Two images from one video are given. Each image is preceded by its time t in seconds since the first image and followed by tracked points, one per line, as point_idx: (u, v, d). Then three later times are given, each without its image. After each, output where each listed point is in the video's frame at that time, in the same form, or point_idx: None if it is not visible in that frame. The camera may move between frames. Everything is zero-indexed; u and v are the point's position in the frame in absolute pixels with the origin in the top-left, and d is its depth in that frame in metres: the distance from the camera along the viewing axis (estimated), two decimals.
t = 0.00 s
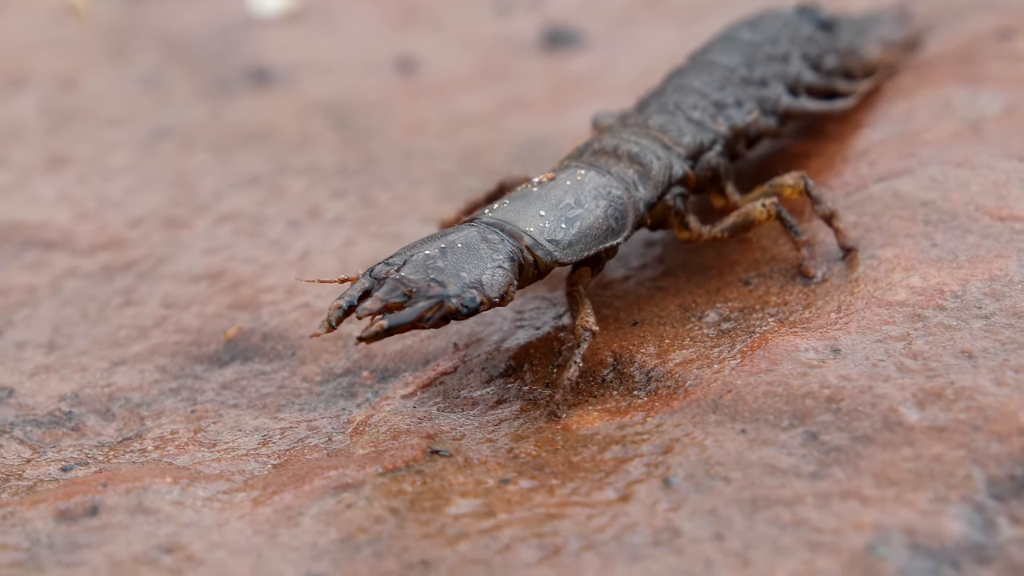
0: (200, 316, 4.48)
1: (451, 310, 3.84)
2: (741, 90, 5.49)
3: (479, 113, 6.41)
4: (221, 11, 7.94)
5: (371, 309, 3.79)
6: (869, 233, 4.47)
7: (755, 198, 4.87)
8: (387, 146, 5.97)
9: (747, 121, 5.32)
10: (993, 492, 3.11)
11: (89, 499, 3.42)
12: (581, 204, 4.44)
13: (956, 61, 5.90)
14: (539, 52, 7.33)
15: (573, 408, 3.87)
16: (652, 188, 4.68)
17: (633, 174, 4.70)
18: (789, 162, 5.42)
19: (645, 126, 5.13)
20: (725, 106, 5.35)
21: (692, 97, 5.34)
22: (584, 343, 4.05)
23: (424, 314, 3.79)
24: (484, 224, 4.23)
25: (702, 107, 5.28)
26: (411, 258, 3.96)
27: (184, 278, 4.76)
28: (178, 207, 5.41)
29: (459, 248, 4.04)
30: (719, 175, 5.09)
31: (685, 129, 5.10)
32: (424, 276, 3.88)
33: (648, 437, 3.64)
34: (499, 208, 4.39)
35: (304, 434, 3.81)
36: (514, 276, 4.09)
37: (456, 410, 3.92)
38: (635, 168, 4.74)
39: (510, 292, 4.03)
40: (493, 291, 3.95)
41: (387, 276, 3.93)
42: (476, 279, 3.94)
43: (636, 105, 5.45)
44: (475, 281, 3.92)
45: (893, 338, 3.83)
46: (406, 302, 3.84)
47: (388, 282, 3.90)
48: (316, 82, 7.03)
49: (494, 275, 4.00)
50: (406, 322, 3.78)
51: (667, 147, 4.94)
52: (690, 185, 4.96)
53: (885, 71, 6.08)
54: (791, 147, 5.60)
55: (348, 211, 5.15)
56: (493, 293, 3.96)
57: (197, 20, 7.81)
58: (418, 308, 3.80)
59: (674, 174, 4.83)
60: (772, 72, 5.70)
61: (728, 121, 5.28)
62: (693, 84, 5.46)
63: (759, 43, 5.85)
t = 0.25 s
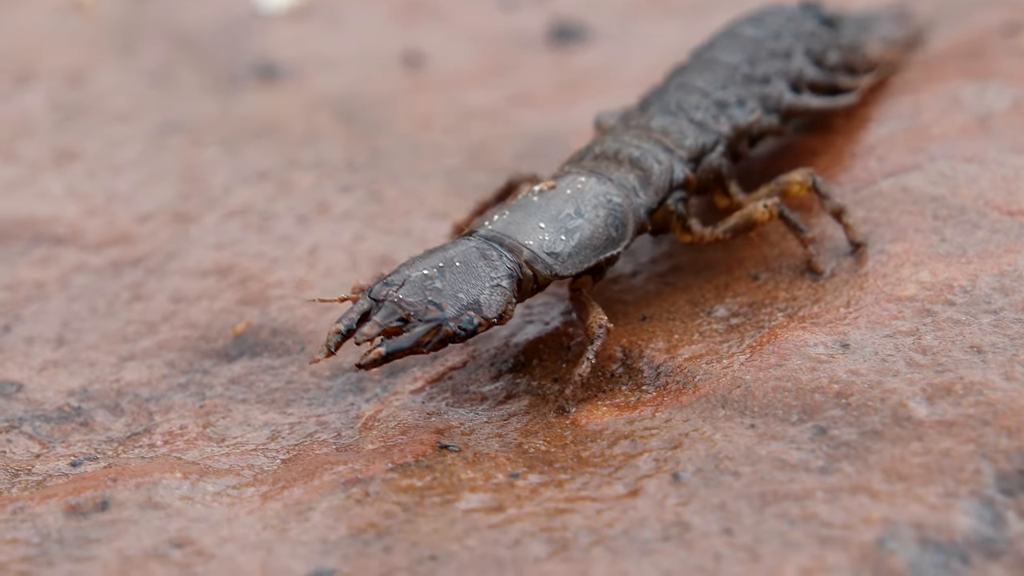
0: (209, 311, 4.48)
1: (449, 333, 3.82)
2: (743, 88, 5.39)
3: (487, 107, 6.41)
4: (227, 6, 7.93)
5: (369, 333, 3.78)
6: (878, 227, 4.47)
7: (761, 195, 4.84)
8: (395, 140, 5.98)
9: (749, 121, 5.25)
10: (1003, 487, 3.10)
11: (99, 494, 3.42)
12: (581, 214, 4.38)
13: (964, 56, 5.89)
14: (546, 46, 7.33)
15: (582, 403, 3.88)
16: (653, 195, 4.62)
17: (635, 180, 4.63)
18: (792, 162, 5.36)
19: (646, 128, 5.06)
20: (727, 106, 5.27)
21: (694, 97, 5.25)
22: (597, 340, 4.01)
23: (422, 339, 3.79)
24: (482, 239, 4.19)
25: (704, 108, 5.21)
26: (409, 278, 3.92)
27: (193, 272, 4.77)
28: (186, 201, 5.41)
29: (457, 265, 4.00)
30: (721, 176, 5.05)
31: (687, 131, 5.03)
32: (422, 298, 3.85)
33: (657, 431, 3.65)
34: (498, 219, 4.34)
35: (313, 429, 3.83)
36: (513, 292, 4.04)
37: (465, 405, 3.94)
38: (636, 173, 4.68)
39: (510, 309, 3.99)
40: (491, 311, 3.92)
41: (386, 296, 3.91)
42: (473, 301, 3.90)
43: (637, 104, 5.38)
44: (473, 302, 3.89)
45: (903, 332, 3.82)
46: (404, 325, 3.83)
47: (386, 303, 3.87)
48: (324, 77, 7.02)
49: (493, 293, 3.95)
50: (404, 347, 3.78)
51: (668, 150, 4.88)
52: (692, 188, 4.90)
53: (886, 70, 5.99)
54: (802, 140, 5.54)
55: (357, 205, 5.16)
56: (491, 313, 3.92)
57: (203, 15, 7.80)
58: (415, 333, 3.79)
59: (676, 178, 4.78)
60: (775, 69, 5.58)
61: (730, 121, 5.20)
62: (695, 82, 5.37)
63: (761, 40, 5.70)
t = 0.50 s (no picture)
0: (217, 307, 4.48)
1: (445, 352, 3.78)
2: (745, 87, 5.35)
3: (495, 102, 6.40)
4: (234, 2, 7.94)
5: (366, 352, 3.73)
6: (887, 222, 4.46)
7: (768, 193, 4.86)
8: (404, 135, 5.98)
9: (751, 121, 5.20)
10: (1012, 481, 3.10)
11: (108, 489, 3.42)
12: (581, 223, 4.32)
13: (972, 51, 5.88)
14: (553, 41, 7.33)
15: (592, 398, 3.88)
16: (653, 202, 4.58)
17: (635, 186, 4.57)
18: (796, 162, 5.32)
19: (648, 129, 5.02)
20: (730, 106, 5.22)
21: (696, 97, 5.21)
22: (608, 335, 4.03)
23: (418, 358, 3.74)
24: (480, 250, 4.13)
25: (706, 108, 5.16)
26: (407, 293, 3.89)
27: (201, 268, 4.77)
28: (193, 197, 5.42)
29: (455, 279, 3.95)
30: (724, 177, 4.99)
31: (689, 133, 4.99)
32: (419, 315, 3.81)
33: (667, 426, 3.65)
34: (497, 228, 4.27)
35: (322, 424, 3.83)
36: (510, 307, 3.99)
37: (474, 401, 3.95)
38: (636, 177, 4.64)
39: (508, 324, 3.95)
40: (488, 327, 3.87)
41: (383, 311, 3.87)
42: (471, 317, 3.86)
43: (638, 105, 5.33)
44: (470, 318, 3.85)
45: (912, 327, 3.82)
46: (401, 343, 3.79)
47: (384, 319, 3.83)
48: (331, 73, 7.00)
49: (490, 309, 3.91)
50: (401, 366, 3.73)
51: (670, 152, 4.84)
52: (693, 192, 4.86)
53: (886, 65, 5.92)
54: (808, 134, 5.57)
55: (365, 201, 5.16)
56: (488, 329, 3.88)
57: (210, 10, 7.80)
58: (411, 352, 3.75)
59: (677, 181, 4.74)
60: (776, 66, 5.54)
61: (733, 122, 5.15)
62: (696, 81, 5.33)
63: (762, 36, 5.66)
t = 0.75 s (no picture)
0: (226, 301, 4.48)
1: (444, 362, 3.72)
2: (748, 88, 5.26)
3: (504, 97, 6.39)
4: None
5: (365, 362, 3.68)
6: (895, 217, 4.46)
7: (774, 192, 4.80)
8: (412, 131, 5.97)
9: (754, 123, 5.11)
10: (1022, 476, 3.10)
11: (118, 484, 3.43)
12: (581, 229, 4.28)
13: (981, 46, 5.86)
14: (562, 36, 7.32)
15: (601, 393, 3.88)
16: (653, 206, 4.53)
17: (635, 190, 4.52)
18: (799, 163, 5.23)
19: (650, 131, 4.93)
20: (733, 107, 5.13)
21: (698, 98, 5.12)
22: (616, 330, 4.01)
23: (417, 368, 3.68)
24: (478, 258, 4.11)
25: (709, 110, 5.07)
26: (406, 301, 3.83)
27: (210, 263, 4.77)
28: (201, 192, 5.42)
29: (454, 288, 3.90)
30: (726, 180, 4.91)
31: (691, 135, 4.90)
32: (418, 324, 3.76)
33: (675, 421, 3.65)
34: (497, 235, 4.23)
35: (330, 419, 3.82)
36: (510, 315, 3.94)
37: (483, 396, 3.95)
38: (637, 180, 4.57)
39: (507, 333, 3.90)
40: (487, 337, 3.81)
41: (382, 320, 3.81)
42: (470, 325, 3.80)
43: (639, 106, 5.24)
44: (469, 328, 3.79)
45: (920, 322, 3.82)
46: (400, 352, 3.73)
47: (383, 327, 3.78)
48: (339, 68, 6.98)
49: (489, 319, 3.85)
50: (400, 377, 3.67)
51: (672, 156, 4.76)
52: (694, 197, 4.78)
53: (887, 61, 5.84)
54: (821, 129, 5.48)
55: (373, 195, 5.16)
56: (488, 338, 3.82)
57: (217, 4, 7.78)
58: (410, 362, 3.69)
59: (677, 185, 4.67)
60: (779, 66, 5.45)
61: (735, 124, 5.07)
62: (698, 82, 5.24)
63: (765, 35, 5.58)
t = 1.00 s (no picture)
0: (234, 296, 4.49)
1: (444, 367, 3.66)
2: (749, 87, 5.19)
3: (512, 93, 6.37)
4: None
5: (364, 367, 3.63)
6: (904, 212, 4.45)
7: (780, 190, 4.75)
8: (420, 126, 5.96)
9: (756, 123, 5.05)
10: None
11: (127, 479, 3.42)
12: (581, 230, 4.20)
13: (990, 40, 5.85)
14: (570, 33, 7.33)
15: (611, 388, 3.87)
16: (653, 206, 4.46)
17: (634, 191, 4.45)
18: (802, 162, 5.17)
19: (650, 131, 4.86)
20: (734, 107, 5.06)
21: (700, 98, 5.04)
22: (624, 324, 4.00)
23: (417, 373, 3.62)
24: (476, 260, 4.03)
25: (710, 109, 4.99)
26: (405, 305, 3.76)
27: (217, 257, 4.78)
28: (209, 186, 5.42)
29: (453, 292, 3.82)
30: (729, 180, 4.84)
31: (692, 136, 4.83)
32: (417, 328, 3.69)
33: (684, 416, 3.64)
34: (495, 238, 4.15)
35: (339, 414, 3.82)
36: (510, 319, 3.86)
37: (491, 390, 3.95)
38: (637, 181, 4.50)
39: (508, 337, 3.82)
40: (487, 342, 3.74)
41: (381, 324, 3.75)
42: (469, 330, 3.74)
43: (639, 105, 5.17)
44: (469, 333, 3.72)
45: (929, 317, 3.81)
46: (399, 357, 3.67)
47: (383, 331, 3.72)
48: (347, 64, 6.98)
49: (489, 323, 3.78)
50: (400, 382, 3.62)
51: (673, 157, 4.69)
52: (694, 197, 4.71)
53: (886, 58, 5.83)
54: (826, 122, 5.51)
55: (381, 190, 5.16)
56: (488, 343, 3.75)
57: None
58: (409, 367, 3.63)
59: (678, 186, 4.60)
60: (780, 64, 5.39)
61: (737, 124, 4.99)
62: (699, 80, 5.17)
63: (766, 32, 5.50)
